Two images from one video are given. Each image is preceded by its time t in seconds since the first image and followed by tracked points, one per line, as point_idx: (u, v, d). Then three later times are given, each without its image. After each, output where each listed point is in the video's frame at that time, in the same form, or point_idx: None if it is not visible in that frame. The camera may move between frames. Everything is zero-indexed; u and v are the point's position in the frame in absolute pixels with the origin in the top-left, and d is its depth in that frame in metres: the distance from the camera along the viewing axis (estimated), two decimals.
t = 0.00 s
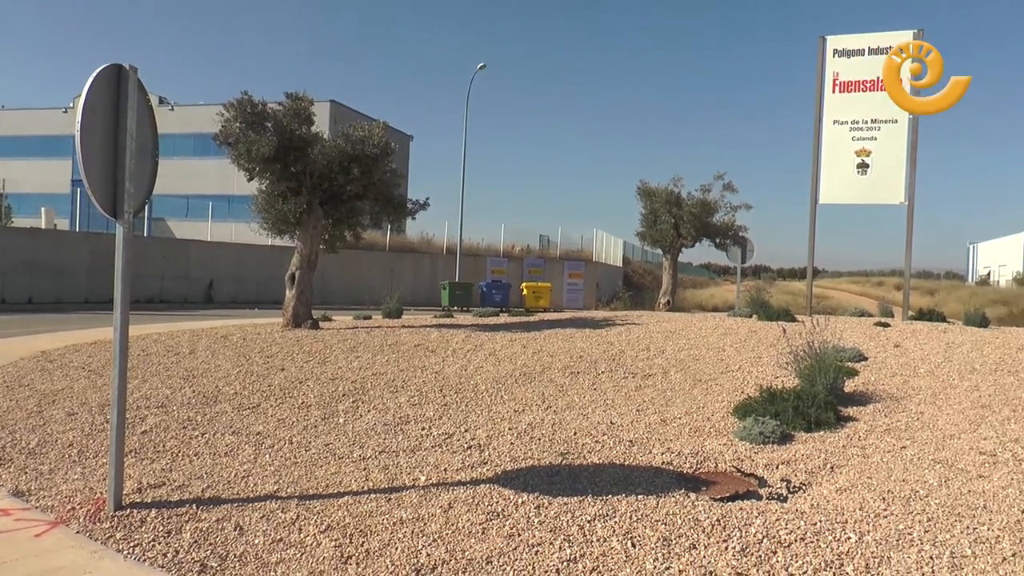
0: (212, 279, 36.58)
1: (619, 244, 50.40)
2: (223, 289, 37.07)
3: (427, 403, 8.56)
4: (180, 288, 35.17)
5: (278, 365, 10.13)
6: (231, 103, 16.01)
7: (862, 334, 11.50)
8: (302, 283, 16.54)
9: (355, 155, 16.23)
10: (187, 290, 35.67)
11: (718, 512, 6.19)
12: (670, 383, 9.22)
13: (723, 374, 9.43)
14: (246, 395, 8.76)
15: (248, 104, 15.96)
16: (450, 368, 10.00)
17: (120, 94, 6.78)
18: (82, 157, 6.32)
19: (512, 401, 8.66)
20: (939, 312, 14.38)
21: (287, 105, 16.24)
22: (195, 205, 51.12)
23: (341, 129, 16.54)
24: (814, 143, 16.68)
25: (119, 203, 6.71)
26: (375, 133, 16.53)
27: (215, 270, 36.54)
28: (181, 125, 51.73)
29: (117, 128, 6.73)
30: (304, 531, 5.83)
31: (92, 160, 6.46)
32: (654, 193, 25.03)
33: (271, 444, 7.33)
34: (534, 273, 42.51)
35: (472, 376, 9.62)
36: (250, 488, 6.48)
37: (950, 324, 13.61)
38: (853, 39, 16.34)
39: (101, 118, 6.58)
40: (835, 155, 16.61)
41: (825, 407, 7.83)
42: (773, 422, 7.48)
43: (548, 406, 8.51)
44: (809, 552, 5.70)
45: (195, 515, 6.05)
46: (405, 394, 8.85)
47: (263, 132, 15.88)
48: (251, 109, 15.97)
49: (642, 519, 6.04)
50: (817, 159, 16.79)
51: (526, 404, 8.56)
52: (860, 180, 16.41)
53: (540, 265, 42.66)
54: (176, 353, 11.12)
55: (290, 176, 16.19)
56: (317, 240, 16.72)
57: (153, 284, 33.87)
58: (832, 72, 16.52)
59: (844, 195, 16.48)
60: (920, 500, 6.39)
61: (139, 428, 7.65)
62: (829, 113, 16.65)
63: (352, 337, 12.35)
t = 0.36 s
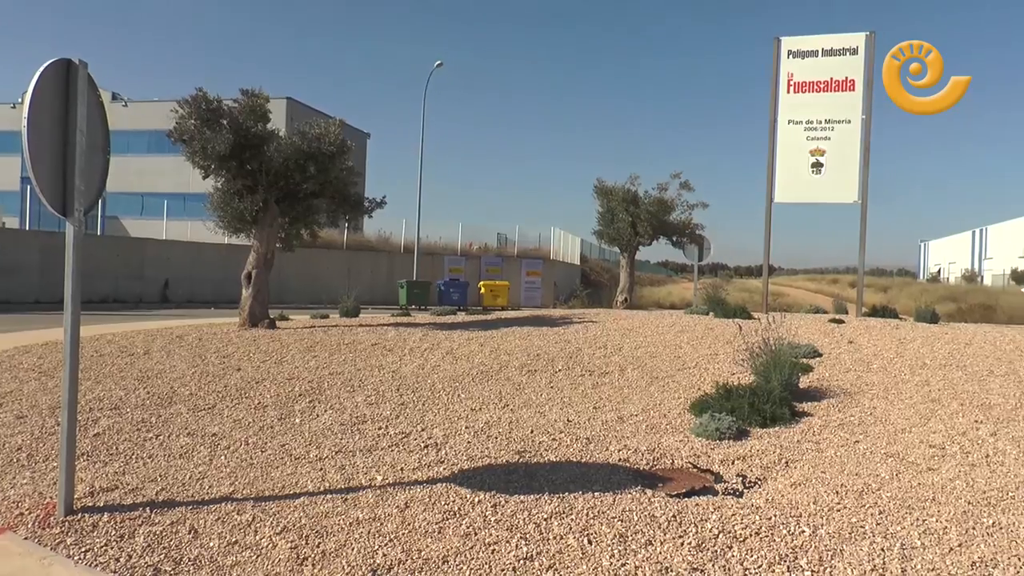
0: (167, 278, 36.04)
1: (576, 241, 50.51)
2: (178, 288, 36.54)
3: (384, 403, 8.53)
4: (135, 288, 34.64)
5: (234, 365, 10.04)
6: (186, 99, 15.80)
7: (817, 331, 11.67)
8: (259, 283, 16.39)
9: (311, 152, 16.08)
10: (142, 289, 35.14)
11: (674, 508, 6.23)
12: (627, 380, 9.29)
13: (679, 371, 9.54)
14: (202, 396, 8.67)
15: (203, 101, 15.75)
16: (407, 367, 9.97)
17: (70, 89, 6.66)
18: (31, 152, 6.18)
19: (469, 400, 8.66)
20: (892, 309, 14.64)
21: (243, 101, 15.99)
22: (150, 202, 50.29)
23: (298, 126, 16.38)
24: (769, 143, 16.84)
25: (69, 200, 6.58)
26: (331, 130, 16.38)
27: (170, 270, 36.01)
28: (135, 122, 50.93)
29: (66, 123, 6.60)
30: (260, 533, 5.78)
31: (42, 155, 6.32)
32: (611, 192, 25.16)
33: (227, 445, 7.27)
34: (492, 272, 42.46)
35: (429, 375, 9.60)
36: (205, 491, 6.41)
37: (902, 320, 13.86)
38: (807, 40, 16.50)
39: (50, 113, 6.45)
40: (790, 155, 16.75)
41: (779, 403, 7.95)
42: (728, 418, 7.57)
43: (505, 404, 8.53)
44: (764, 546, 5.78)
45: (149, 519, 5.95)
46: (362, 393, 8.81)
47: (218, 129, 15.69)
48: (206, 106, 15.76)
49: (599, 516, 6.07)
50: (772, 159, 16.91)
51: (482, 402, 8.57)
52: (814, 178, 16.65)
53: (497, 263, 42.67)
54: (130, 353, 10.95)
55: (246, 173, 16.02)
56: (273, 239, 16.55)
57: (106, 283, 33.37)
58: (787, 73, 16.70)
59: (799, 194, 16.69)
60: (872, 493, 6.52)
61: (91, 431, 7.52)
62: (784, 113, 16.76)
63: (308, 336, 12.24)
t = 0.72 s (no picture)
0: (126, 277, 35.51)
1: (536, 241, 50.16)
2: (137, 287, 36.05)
3: (344, 402, 8.50)
4: (92, 287, 34.09)
5: (193, 365, 9.93)
6: (143, 95, 15.54)
7: (776, 329, 11.83)
8: (219, 281, 16.17)
9: (271, 150, 15.99)
10: (100, 288, 34.60)
11: (633, 506, 6.28)
12: (588, 378, 9.36)
13: (640, 369, 9.63)
14: (160, 396, 8.57)
15: (161, 96, 15.48)
16: (367, 366, 9.93)
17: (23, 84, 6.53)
18: None
19: (430, 399, 8.66)
20: (849, 307, 14.87)
21: (202, 97, 15.78)
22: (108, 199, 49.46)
23: (258, 124, 16.28)
24: (730, 143, 16.98)
25: (22, 198, 6.46)
26: (292, 127, 16.30)
27: (129, 268, 35.49)
28: (91, 117, 50.10)
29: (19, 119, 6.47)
30: (218, 534, 5.72)
31: None
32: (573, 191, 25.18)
33: (185, 446, 7.20)
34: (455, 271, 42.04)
35: (389, 374, 9.57)
36: (163, 492, 6.33)
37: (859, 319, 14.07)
38: (766, 42, 16.70)
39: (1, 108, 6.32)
40: (750, 156, 16.89)
41: (738, 400, 8.05)
42: (688, 416, 7.66)
43: (465, 403, 8.55)
44: (722, 543, 5.84)
45: (104, 522, 5.85)
46: (322, 392, 8.77)
47: (177, 125, 15.45)
48: (164, 101, 15.47)
49: (558, 515, 6.10)
50: (733, 159, 17.06)
51: (443, 401, 8.58)
52: (775, 179, 16.79)
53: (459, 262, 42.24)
54: (86, 354, 10.76)
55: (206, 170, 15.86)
56: (233, 237, 16.38)
57: (62, 281, 32.82)
58: (747, 73, 16.84)
59: (759, 195, 16.82)
60: (829, 489, 6.62)
61: (45, 432, 7.40)
62: (744, 114, 16.92)
63: (268, 335, 12.14)
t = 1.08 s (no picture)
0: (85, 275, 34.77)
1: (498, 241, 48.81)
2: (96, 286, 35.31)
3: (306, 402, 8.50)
4: (49, 285, 33.25)
5: (153, 365, 9.83)
6: (103, 90, 15.37)
7: (737, 329, 11.97)
8: (180, 280, 16.05)
9: (233, 148, 15.81)
10: (58, 287, 33.77)
11: (595, 504, 6.33)
12: (550, 378, 9.44)
13: (602, 369, 9.74)
14: (119, 397, 8.49)
15: (121, 92, 15.32)
16: (330, 366, 9.90)
17: None
18: None
19: (392, 399, 8.69)
20: (810, 307, 15.06)
21: (163, 94, 15.61)
22: (66, 196, 48.61)
23: (220, 121, 16.13)
24: (693, 145, 17.12)
25: None
26: (255, 125, 16.07)
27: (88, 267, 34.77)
28: (49, 113, 49.27)
29: None
30: (178, 537, 5.67)
31: None
32: (535, 190, 24.51)
33: (144, 448, 7.15)
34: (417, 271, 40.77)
35: (351, 374, 9.56)
36: (121, 494, 6.27)
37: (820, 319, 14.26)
38: (729, 45, 16.88)
39: None
40: (713, 157, 17.03)
41: (699, 400, 8.15)
42: (650, 415, 7.74)
43: (428, 403, 8.59)
44: (683, 541, 5.90)
45: (60, 525, 5.77)
46: (284, 392, 8.75)
47: (137, 122, 15.29)
48: (124, 98, 15.33)
49: (520, 514, 6.15)
50: (695, 160, 17.18)
51: (405, 401, 8.61)
52: (738, 180, 16.91)
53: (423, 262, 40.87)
54: (42, 354, 10.59)
55: (167, 168, 15.66)
56: (195, 235, 16.21)
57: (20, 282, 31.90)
58: (709, 76, 16.97)
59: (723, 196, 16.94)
60: (788, 486, 6.71)
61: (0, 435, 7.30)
62: (707, 115, 17.05)
63: (230, 335, 12.04)
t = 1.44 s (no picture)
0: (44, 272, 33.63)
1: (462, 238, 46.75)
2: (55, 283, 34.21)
3: (269, 401, 8.51)
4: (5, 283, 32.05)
5: (114, 364, 9.72)
6: (63, 85, 15.16)
7: (701, 328, 12.10)
8: (142, 278, 15.87)
9: (196, 144, 15.71)
10: (14, 284, 32.61)
11: (557, 503, 6.40)
12: (513, 377, 9.53)
13: (566, 368, 9.84)
14: (78, 397, 8.40)
15: (81, 87, 15.14)
16: (293, 365, 9.88)
17: None
18: None
19: (356, 397, 8.72)
20: (773, 307, 15.20)
21: (124, 90, 15.49)
22: (24, 193, 47.67)
23: (183, 118, 16.03)
24: (658, 145, 17.23)
25: None
26: (218, 122, 16.03)
27: (47, 263, 33.62)
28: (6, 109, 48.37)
29: None
30: (138, 538, 5.62)
31: None
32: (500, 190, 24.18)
33: (104, 448, 7.11)
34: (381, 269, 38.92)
35: (315, 373, 9.55)
36: (79, 496, 6.21)
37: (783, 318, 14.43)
38: (693, 46, 17.01)
39: None
40: (677, 158, 17.14)
41: (662, 399, 8.26)
42: (613, 414, 7.83)
43: (391, 402, 8.63)
44: (644, 537, 5.97)
45: (15, 528, 5.68)
46: (246, 392, 8.74)
47: (98, 117, 15.12)
48: (85, 92, 15.17)
49: (482, 513, 6.21)
50: (661, 161, 17.29)
51: (369, 400, 8.64)
52: (701, 181, 17.05)
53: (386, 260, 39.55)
54: None
55: (129, 164, 15.44)
56: (157, 233, 16.04)
57: None
58: (674, 76, 17.06)
59: (688, 196, 17.06)
60: (750, 483, 6.79)
61: None
62: (672, 116, 17.14)
63: (192, 333, 11.93)
